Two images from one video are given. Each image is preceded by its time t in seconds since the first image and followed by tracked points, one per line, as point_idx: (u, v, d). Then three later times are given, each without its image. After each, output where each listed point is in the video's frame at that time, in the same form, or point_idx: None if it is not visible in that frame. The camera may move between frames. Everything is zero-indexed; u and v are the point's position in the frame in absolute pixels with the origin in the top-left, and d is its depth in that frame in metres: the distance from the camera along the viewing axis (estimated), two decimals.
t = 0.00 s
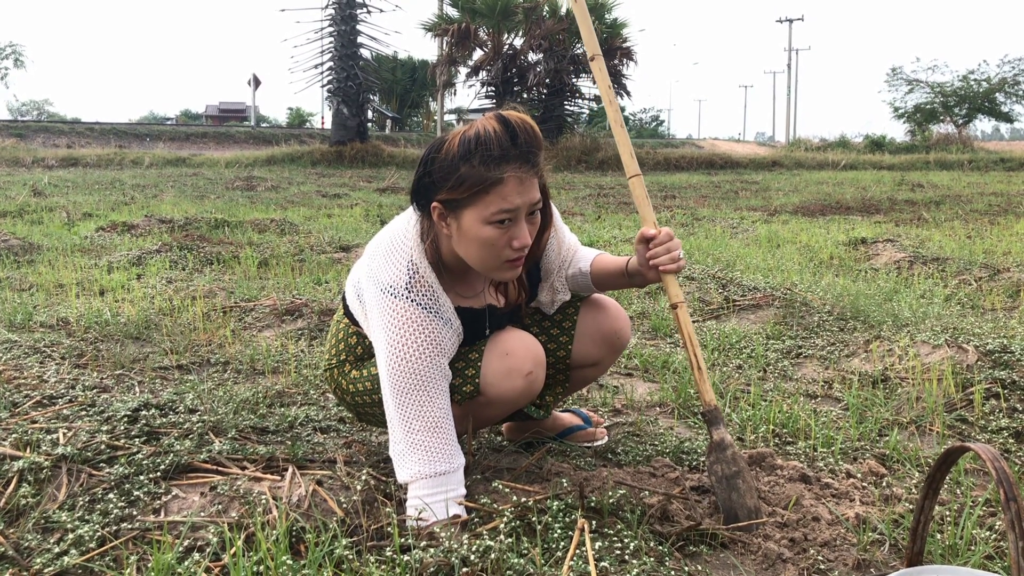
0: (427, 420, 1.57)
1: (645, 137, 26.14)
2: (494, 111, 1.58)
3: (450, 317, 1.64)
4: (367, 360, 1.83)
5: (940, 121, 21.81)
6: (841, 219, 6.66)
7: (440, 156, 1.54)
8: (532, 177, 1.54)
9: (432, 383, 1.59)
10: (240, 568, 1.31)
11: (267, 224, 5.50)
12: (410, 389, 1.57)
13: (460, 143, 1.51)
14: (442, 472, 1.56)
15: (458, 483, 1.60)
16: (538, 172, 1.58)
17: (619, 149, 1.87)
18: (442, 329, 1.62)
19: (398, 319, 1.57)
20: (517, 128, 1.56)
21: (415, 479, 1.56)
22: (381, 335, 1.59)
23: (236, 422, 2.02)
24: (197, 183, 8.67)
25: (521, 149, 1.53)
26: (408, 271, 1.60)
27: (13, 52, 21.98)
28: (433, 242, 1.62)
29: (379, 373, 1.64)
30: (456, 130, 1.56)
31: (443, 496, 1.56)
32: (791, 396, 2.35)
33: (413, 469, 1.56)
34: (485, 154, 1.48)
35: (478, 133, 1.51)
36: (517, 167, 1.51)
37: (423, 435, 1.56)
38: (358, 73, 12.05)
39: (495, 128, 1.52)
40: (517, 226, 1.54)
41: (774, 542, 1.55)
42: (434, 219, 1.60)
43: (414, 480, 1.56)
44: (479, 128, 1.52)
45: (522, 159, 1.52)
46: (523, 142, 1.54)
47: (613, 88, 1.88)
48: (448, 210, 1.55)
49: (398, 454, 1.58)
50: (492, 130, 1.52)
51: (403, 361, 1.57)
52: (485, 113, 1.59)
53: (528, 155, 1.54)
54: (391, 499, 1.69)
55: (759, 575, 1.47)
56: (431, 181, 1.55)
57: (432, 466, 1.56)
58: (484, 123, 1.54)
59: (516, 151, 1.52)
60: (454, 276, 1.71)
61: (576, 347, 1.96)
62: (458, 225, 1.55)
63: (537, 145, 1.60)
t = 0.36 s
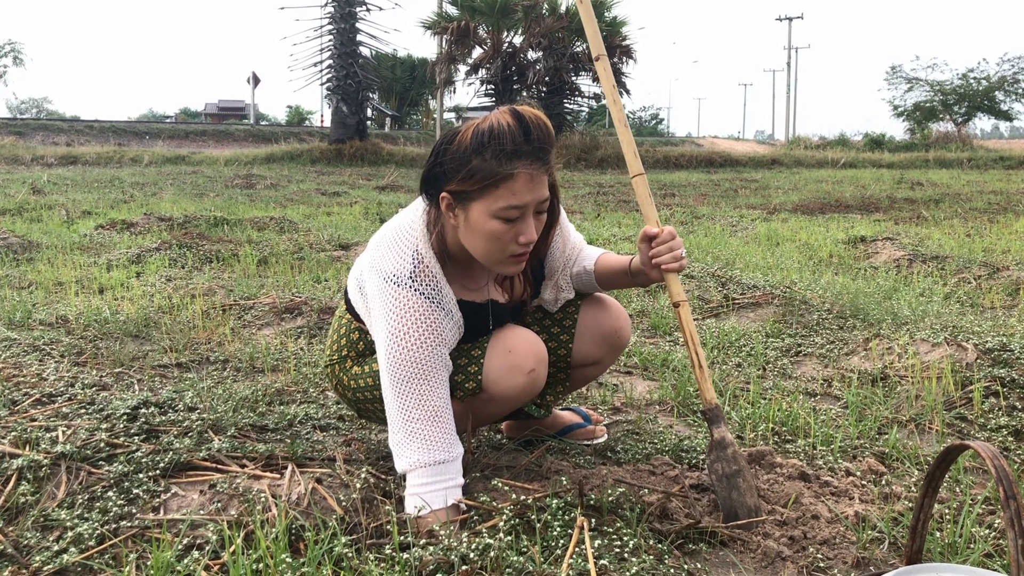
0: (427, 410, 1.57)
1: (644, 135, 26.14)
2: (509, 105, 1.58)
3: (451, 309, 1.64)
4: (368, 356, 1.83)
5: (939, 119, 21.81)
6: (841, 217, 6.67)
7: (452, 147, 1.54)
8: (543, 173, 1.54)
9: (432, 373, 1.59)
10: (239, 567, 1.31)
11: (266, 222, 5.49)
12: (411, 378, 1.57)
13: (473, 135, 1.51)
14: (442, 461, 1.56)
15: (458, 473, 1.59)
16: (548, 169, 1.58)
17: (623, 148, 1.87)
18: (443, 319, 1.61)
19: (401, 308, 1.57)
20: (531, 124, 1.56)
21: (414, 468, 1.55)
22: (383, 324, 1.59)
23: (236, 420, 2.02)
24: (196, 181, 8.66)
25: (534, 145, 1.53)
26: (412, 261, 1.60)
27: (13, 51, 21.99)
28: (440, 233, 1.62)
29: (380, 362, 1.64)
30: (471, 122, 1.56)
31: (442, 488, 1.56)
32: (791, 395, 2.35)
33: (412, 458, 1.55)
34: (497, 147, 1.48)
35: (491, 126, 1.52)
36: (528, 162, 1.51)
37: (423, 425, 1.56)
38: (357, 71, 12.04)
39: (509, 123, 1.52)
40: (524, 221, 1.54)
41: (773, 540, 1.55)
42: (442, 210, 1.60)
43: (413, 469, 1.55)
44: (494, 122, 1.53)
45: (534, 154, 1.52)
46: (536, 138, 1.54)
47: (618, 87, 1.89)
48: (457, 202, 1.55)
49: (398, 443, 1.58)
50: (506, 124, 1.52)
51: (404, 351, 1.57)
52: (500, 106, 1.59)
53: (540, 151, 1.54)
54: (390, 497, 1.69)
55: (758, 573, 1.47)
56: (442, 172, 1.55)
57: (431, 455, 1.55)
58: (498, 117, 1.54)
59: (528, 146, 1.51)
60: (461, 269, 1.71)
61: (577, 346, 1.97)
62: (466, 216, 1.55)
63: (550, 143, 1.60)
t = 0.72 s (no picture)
0: (422, 378, 1.58)
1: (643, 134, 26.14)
2: (539, 102, 1.57)
3: (450, 282, 1.64)
4: (366, 350, 1.84)
5: (939, 118, 21.81)
6: (840, 216, 6.67)
7: (471, 130, 1.54)
8: (554, 174, 1.53)
9: (429, 343, 1.60)
10: (239, 566, 1.31)
11: (265, 220, 5.49)
12: (406, 348, 1.57)
13: (495, 123, 1.52)
14: (437, 427, 1.58)
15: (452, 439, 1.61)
16: (561, 171, 1.57)
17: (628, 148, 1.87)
18: (441, 293, 1.62)
19: (401, 278, 1.57)
20: (553, 125, 1.56)
21: (410, 434, 1.57)
22: (381, 293, 1.59)
23: (235, 419, 2.02)
24: (196, 180, 8.66)
25: (551, 146, 1.52)
26: (415, 234, 1.61)
27: (13, 49, 21.99)
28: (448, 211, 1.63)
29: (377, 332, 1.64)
30: (496, 109, 1.56)
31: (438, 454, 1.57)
32: (790, 393, 2.35)
33: (407, 426, 1.57)
34: (513, 140, 1.48)
35: (514, 119, 1.52)
36: (542, 161, 1.50)
37: (418, 392, 1.57)
38: (357, 70, 12.03)
39: (531, 119, 1.52)
40: (525, 218, 1.53)
41: (773, 538, 1.55)
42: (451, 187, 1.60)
43: (410, 436, 1.57)
44: (517, 115, 1.53)
45: (549, 155, 1.51)
46: (554, 141, 1.53)
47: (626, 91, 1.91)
48: (466, 184, 1.55)
49: (394, 410, 1.59)
50: (529, 120, 1.52)
51: (401, 320, 1.56)
52: (529, 101, 1.59)
53: (556, 153, 1.53)
54: (390, 495, 1.69)
55: (758, 572, 1.47)
56: (457, 151, 1.56)
57: (426, 422, 1.57)
58: (523, 112, 1.53)
59: (544, 147, 1.51)
60: (461, 253, 1.71)
61: (575, 343, 1.96)
62: (471, 199, 1.55)
63: (568, 147, 1.59)
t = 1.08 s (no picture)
0: (387, 310, 1.61)
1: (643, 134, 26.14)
2: (578, 111, 1.60)
3: (451, 251, 1.66)
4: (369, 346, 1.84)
5: (939, 118, 21.79)
6: (841, 216, 6.67)
7: (503, 116, 1.58)
8: (570, 177, 1.54)
9: (408, 287, 1.63)
10: (239, 566, 1.31)
11: (265, 220, 5.49)
12: (388, 275, 1.60)
13: (527, 115, 1.55)
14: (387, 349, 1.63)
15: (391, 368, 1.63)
16: (578, 178, 1.58)
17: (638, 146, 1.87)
18: (441, 248, 1.64)
19: (410, 217, 1.61)
20: (582, 135, 1.58)
21: (362, 345, 1.60)
22: (388, 223, 1.63)
23: (236, 419, 2.02)
24: (196, 180, 8.65)
25: (573, 150, 1.54)
26: (437, 187, 1.66)
27: (13, 49, 21.99)
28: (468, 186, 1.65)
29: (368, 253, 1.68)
30: (534, 105, 1.60)
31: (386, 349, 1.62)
32: (790, 393, 2.35)
33: (362, 337, 1.60)
34: (537, 134, 1.50)
35: (545, 117, 1.55)
36: (559, 161, 1.51)
37: (379, 318, 1.61)
38: (357, 70, 12.02)
39: (561, 121, 1.54)
40: (531, 209, 1.53)
41: (773, 539, 1.55)
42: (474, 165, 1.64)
43: (363, 345, 1.60)
44: (550, 113, 1.56)
45: (570, 158, 1.53)
46: (576, 148, 1.54)
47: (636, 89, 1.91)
48: (485, 163, 1.58)
49: (356, 320, 1.62)
50: (559, 121, 1.54)
51: (393, 253, 1.60)
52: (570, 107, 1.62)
53: (576, 158, 1.54)
54: (390, 495, 1.70)
55: (758, 572, 1.47)
56: (487, 131, 1.59)
57: (379, 343, 1.61)
58: (557, 113, 1.56)
59: (565, 150, 1.52)
60: (469, 226, 1.71)
61: (579, 345, 1.96)
62: (487, 177, 1.57)
63: (591, 159, 1.61)
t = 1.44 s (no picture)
0: (389, 278, 1.62)
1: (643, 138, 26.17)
2: (593, 104, 1.64)
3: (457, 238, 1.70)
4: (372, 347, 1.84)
5: (938, 122, 21.84)
6: (840, 220, 6.68)
7: (522, 103, 1.63)
8: (579, 163, 1.57)
9: (414, 262, 1.65)
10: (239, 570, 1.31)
11: (265, 225, 5.50)
12: (401, 245, 1.62)
13: (543, 102, 1.60)
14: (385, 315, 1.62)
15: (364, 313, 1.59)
16: (587, 167, 1.60)
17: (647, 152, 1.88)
18: (453, 229, 1.68)
19: (428, 196, 1.65)
20: (595, 126, 1.61)
21: (361, 303, 1.59)
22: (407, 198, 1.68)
23: (236, 423, 2.02)
24: (195, 184, 8.66)
25: (583, 137, 1.57)
26: (456, 173, 1.70)
27: (13, 54, 22.04)
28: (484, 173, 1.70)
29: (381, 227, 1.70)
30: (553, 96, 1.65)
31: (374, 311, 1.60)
32: (790, 397, 2.35)
33: (363, 298, 1.59)
34: (549, 117, 1.54)
35: (559, 104, 1.59)
36: (569, 146, 1.55)
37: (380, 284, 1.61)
38: (357, 74, 12.04)
39: (576, 109, 1.59)
40: (538, 192, 1.56)
41: (773, 543, 1.55)
42: (492, 150, 1.68)
43: (361, 303, 1.59)
44: (565, 102, 1.60)
45: (579, 143, 1.56)
46: (588, 135, 1.58)
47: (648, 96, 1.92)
48: (500, 146, 1.62)
49: (358, 280, 1.62)
50: (573, 108, 1.58)
51: (407, 226, 1.62)
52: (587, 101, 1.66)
53: (586, 145, 1.57)
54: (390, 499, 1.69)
55: None
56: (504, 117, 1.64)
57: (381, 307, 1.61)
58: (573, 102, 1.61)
59: (575, 135, 1.56)
60: (481, 214, 1.75)
61: (575, 336, 1.93)
62: (501, 160, 1.62)
63: (602, 152, 1.63)
